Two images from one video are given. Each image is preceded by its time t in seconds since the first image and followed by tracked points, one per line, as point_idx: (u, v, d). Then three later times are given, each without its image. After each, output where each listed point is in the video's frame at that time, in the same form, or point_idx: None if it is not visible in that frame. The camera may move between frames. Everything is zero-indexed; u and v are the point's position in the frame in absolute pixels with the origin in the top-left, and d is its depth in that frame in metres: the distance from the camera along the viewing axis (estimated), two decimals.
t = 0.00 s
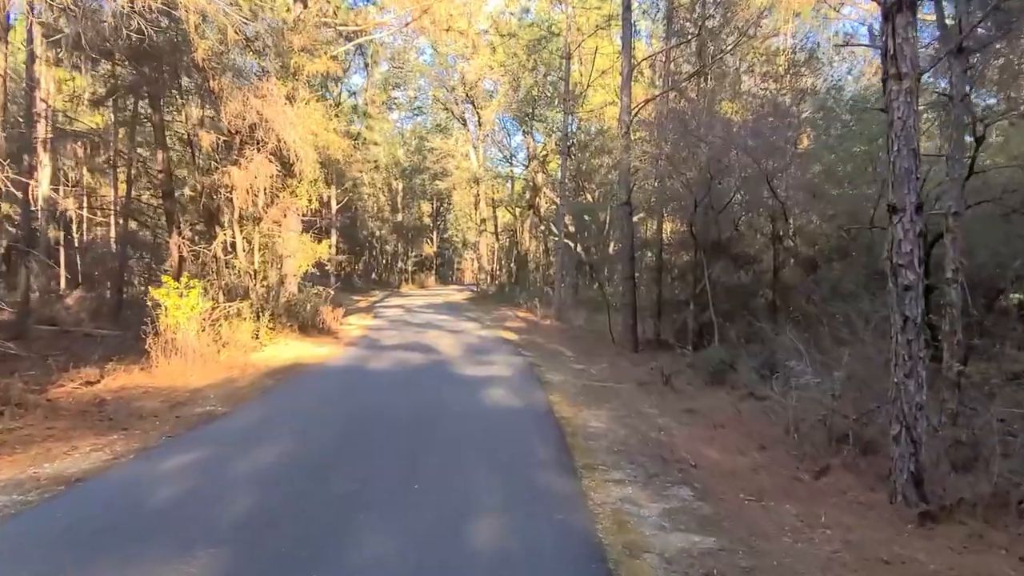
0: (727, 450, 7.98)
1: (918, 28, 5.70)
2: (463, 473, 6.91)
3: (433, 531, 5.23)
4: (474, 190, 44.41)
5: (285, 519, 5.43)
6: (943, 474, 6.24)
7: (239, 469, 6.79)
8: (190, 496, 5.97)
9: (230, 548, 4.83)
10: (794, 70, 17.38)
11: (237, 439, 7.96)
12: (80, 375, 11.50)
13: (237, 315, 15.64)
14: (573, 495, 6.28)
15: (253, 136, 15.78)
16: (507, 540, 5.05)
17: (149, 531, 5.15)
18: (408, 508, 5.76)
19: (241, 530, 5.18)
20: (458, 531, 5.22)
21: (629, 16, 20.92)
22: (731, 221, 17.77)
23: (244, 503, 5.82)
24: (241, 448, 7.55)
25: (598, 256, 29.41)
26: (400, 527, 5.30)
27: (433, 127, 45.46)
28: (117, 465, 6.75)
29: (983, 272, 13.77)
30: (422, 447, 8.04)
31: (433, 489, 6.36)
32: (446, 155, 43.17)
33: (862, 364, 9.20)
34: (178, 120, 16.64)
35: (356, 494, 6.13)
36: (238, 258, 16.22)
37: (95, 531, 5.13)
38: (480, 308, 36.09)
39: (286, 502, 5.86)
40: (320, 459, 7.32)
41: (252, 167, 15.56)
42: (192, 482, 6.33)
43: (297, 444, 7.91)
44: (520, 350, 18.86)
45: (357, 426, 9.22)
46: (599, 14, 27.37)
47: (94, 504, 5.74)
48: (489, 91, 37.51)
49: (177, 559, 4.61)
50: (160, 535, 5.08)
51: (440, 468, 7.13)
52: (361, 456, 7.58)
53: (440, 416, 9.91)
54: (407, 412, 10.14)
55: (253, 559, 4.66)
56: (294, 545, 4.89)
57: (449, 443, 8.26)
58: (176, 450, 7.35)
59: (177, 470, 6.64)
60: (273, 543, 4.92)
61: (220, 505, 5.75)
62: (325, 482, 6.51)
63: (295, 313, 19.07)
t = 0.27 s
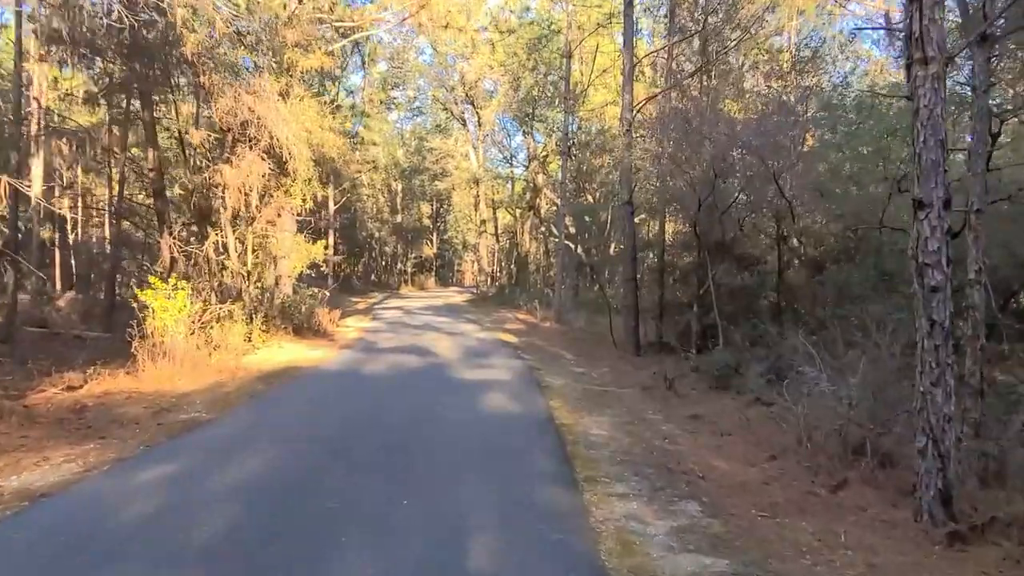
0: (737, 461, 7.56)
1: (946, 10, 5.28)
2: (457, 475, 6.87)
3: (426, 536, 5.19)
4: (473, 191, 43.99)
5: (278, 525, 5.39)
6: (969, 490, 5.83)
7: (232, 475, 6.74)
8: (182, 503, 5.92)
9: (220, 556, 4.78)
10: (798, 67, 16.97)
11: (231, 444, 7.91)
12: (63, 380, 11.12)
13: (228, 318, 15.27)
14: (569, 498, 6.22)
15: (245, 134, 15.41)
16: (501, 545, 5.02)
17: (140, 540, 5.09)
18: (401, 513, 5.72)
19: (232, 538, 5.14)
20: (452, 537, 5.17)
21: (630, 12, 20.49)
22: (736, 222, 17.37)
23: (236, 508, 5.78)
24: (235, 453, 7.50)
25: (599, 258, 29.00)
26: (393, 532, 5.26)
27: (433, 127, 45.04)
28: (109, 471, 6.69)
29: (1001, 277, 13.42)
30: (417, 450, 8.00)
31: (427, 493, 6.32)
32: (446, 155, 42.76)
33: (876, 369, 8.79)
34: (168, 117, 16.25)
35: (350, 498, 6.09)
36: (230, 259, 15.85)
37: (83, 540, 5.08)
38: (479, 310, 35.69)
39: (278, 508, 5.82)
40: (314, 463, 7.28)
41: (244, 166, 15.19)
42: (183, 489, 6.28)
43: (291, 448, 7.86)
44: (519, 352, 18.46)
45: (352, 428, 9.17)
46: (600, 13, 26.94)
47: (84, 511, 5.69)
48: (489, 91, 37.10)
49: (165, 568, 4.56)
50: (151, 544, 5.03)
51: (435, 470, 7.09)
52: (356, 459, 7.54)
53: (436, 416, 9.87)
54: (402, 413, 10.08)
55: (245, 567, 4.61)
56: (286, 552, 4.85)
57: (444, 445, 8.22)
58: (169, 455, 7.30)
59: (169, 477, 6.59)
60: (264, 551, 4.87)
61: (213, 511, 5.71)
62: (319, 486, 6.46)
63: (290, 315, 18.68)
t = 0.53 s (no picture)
0: (747, 473, 7.18)
1: None
2: (452, 477, 6.88)
3: (418, 540, 5.20)
4: (473, 191, 43.56)
5: (270, 531, 5.41)
6: (1000, 510, 5.44)
7: (227, 480, 6.77)
8: (176, 508, 5.95)
9: (212, 561, 4.82)
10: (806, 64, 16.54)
11: (227, 448, 7.93)
12: (47, 384, 10.73)
13: (221, 319, 14.88)
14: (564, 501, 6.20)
15: (239, 130, 15.04)
16: (493, 548, 5.03)
17: (133, 545, 5.12)
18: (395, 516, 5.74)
19: (225, 543, 5.17)
20: (444, 540, 5.18)
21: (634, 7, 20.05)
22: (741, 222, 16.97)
23: (231, 513, 5.82)
24: (230, 459, 7.52)
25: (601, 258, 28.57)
26: (386, 537, 5.27)
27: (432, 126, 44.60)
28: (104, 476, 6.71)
29: None
30: (413, 450, 8.01)
31: (421, 494, 6.34)
32: (446, 155, 42.34)
33: (893, 376, 8.38)
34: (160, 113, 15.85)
35: (344, 502, 6.12)
36: (223, 258, 15.46)
37: (77, 545, 5.11)
38: (479, 311, 35.29)
39: (271, 513, 5.84)
40: (310, 466, 7.29)
41: (237, 164, 14.78)
42: (178, 495, 6.30)
43: (286, 450, 7.86)
44: (518, 355, 18.08)
45: (349, 427, 9.16)
46: (602, 10, 26.49)
47: (78, 516, 5.72)
48: (489, 89, 36.66)
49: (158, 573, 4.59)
50: (144, 547, 5.07)
51: (430, 472, 7.11)
52: (351, 462, 7.55)
53: (434, 417, 9.77)
54: (399, 412, 10.07)
55: (237, 573, 4.64)
56: (277, 557, 4.88)
57: (441, 446, 8.17)
58: (164, 461, 7.32)
59: (163, 484, 6.61)
60: (257, 557, 4.90)
61: (208, 516, 5.74)
62: (313, 490, 6.49)
63: (285, 316, 18.27)
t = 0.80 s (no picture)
0: (762, 484, 6.77)
1: None
2: (453, 478, 6.75)
3: (416, 543, 5.07)
4: (473, 190, 43.10)
5: (265, 533, 5.29)
6: None
7: (223, 481, 6.68)
8: (171, 510, 5.84)
9: (207, 563, 4.72)
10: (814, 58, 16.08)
11: (224, 449, 7.81)
12: (29, 388, 10.31)
13: (213, 319, 14.47)
14: (567, 504, 6.04)
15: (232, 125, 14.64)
16: (493, 551, 4.91)
17: (125, 547, 5.01)
18: (393, 519, 5.60)
19: (218, 545, 5.05)
20: (444, 541, 5.10)
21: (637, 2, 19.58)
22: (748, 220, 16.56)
23: (228, 514, 5.71)
24: (227, 459, 7.40)
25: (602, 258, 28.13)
26: (382, 539, 5.15)
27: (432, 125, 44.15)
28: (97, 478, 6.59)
29: None
30: (413, 450, 7.88)
31: (421, 495, 6.21)
32: (446, 154, 41.89)
33: (913, 382, 7.97)
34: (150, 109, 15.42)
35: (341, 503, 5.99)
36: (216, 258, 15.05)
37: (67, 548, 4.99)
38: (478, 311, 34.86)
39: (267, 515, 5.71)
40: (308, 466, 7.17)
41: (229, 160, 14.35)
42: (173, 497, 6.19)
43: (284, 450, 7.72)
44: (519, 356, 17.67)
45: (348, 426, 9.02)
46: (603, 6, 26.04)
47: (69, 518, 5.61)
48: (489, 87, 36.22)
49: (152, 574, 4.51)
50: (136, 549, 4.95)
51: (431, 472, 6.97)
52: (350, 460, 7.45)
53: (433, 416, 9.63)
54: (400, 411, 9.94)
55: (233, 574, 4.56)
56: (271, 561, 4.77)
57: (441, 445, 8.05)
58: (160, 463, 7.20)
59: (158, 485, 6.49)
60: (251, 560, 4.78)
61: (204, 518, 5.64)
62: (311, 491, 6.37)
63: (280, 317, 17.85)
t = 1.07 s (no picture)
0: (772, 492, 6.41)
1: None
2: (448, 478, 6.67)
3: (408, 546, 5.00)
4: (472, 189, 42.59)
5: (256, 536, 5.23)
6: None
7: (216, 479, 6.62)
8: (160, 511, 5.79)
9: (198, 566, 4.68)
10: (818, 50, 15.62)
11: (220, 446, 7.74)
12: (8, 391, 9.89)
13: (203, 319, 14.09)
14: (563, 506, 5.95)
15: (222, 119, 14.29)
16: (488, 552, 4.87)
17: (114, 549, 4.97)
18: (386, 522, 5.53)
19: (208, 549, 4.99)
20: (440, 543, 5.06)
21: None
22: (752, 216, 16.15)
23: (220, 515, 5.67)
24: (222, 457, 7.34)
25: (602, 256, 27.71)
26: (376, 543, 5.06)
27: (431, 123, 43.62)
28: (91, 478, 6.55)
29: None
30: (410, 448, 7.80)
31: (417, 497, 6.14)
32: (445, 151, 41.42)
33: (928, 384, 7.60)
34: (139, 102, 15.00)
35: (334, 504, 5.93)
36: (206, 254, 14.66)
37: (55, 550, 4.95)
38: (477, 310, 34.46)
39: (259, 516, 5.66)
40: (304, 464, 7.11)
41: (220, 154, 13.93)
42: (165, 497, 6.13)
43: (279, 449, 7.65)
44: (518, 356, 17.27)
45: (346, 424, 8.95)
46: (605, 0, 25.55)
47: (60, 519, 5.57)
48: (488, 84, 35.73)
49: None
50: (124, 553, 4.91)
51: (427, 471, 6.91)
52: (346, 459, 7.39)
53: (431, 415, 9.53)
54: (397, 412, 9.77)
55: None
56: (260, 564, 4.71)
57: (438, 444, 8.00)
58: (154, 461, 7.15)
59: (151, 485, 6.44)
60: (239, 563, 4.73)
61: (195, 519, 5.58)
62: (305, 490, 6.32)
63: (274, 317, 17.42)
